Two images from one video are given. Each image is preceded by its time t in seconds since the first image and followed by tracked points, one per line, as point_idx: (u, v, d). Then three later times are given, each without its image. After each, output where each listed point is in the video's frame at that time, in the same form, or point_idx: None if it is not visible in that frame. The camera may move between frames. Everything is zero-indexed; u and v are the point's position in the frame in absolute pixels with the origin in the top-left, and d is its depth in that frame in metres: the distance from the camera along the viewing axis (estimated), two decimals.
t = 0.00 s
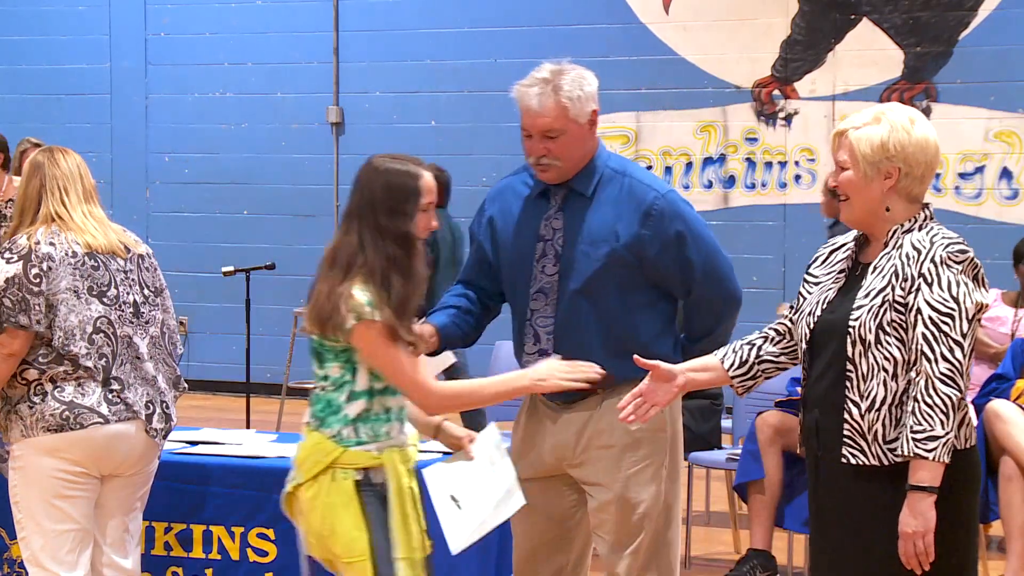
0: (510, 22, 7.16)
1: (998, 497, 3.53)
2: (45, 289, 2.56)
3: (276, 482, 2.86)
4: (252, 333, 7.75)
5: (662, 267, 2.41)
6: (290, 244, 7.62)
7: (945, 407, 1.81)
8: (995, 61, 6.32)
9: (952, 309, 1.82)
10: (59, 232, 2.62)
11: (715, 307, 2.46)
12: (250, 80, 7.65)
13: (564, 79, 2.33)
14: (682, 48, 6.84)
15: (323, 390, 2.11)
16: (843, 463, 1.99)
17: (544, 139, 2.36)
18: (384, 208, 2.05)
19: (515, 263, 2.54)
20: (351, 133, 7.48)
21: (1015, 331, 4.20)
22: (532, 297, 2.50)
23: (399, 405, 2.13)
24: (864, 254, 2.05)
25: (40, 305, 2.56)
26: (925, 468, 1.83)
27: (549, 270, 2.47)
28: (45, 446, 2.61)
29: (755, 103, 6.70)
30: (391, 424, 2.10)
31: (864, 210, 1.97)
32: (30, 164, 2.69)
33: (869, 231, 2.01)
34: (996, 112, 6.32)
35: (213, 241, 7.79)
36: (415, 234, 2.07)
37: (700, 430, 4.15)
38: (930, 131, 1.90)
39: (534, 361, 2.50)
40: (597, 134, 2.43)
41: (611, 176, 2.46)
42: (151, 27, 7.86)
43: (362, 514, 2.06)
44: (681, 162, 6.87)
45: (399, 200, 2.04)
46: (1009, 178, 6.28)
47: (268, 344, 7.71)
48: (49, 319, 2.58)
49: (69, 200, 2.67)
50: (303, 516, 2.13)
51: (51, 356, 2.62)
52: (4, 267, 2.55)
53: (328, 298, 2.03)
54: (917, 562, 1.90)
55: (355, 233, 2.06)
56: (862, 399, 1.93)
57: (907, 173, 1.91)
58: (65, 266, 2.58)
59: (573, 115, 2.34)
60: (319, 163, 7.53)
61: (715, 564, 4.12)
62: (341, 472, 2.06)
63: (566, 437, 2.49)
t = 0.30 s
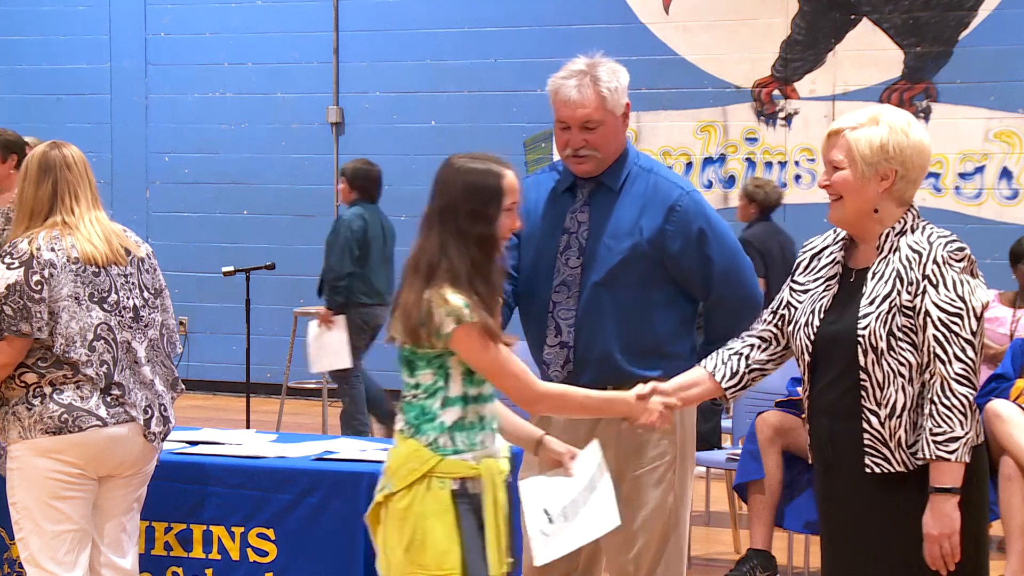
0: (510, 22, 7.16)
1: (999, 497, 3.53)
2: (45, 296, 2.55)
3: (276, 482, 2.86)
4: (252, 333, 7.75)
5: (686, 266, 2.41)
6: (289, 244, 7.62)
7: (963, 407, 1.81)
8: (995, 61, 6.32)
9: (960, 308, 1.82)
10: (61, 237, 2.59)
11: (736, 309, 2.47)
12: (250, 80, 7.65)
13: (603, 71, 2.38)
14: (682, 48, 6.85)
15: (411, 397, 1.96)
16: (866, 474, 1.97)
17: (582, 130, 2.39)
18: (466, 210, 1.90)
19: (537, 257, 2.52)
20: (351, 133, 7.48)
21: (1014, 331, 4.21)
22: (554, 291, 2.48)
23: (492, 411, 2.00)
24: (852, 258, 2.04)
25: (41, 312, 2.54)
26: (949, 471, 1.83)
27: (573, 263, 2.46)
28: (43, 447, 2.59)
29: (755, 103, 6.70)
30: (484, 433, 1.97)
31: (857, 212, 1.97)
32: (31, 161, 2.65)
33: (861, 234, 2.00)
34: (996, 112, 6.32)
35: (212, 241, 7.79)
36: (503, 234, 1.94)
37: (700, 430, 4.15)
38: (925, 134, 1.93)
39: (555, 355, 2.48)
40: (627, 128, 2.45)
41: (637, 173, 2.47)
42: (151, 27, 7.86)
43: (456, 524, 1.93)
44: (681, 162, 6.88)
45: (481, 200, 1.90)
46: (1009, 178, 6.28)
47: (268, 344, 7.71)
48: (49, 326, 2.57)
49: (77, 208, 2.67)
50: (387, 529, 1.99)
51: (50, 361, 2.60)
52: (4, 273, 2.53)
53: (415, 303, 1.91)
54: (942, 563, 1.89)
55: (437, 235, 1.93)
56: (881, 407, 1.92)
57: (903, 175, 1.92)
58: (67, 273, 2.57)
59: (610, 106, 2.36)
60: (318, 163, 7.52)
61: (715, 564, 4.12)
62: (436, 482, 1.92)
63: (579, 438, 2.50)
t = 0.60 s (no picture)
0: (510, 22, 7.16)
1: (998, 497, 3.54)
2: (41, 294, 2.55)
3: (277, 482, 2.86)
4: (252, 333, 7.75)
5: (701, 266, 2.41)
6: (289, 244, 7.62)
7: (975, 409, 1.82)
8: (995, 62, 6.32)
9: (970, 311, 1.83)
10: (58, 236, 2.60)
11: (751, 310, 2.46)
12: (250, 80, 7.65)
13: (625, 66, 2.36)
14: (682, 48, 6.85)
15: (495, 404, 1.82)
16: (871, 475, 1.97)
17: (604, 124, 2.37)
18: (554, 209, 1.74)
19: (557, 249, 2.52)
20: (351, 133, 7.47)
21: (1013, 331, 4.22)
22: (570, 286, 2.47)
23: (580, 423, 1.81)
24: (859, 258, 2.05)
25: (35, 311, 2.55)
26: (965, 473, 1.83)
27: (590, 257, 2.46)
28: (42, 448, 2.59)
29: (755, 102, 6.70)
30: (569, 445, 1.79)
31: (869, 213, 1.96)
32: (27, 162, 2.68)
33: (870, 235, 2.00)
34: (996, 112, 6.32)
35: (212, 241, 7.79)
36: (596, 238, 1.76)
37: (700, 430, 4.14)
38: (931, 132, 1.94)
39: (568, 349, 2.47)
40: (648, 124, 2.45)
41: (656, 172, 2.47)
42: (150, 27, 7.86)
43: (525, 539, 1.78)
44: (681, 162, 6.88)
45: (570, 200, 1.73)
46: (1009, 178, 6.28)
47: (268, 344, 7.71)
48: (45, 325, 2.57)
49: (79, 212, 2.68)
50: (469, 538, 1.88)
51: (48, 360, 2.60)
52: None
53: (490, 305, 1.76)
54: (963, 567, 1.87)
55: (523, 235, 1.77)
56: (888, 408, 1.92)
57: (913, 174, 1.93)
58: (62, 272, 2.57)
59: (632, 102, 2.35)
60: (318, 163, 7.53)
61: (714, 564, 4.12)
62: (508, 493, 1.78)
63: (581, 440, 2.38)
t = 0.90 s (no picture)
0: (510, 22, 7.16)
1: (998, 497, 3.53)
2: (31, 294, 2.55)
3: (276, 482, 2.86)
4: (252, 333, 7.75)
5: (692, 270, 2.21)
6: (289, 244, 7.62)
7: (966, 411, 1.83)
8: (995, 62, 6.32)
9: (969, 312, 1.84)
10: (48, 237, 2.60)
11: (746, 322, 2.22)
12: (250, 80, 7.65)
13: (620, 63, 2.30)
14: (682, 48, 6.85)
15: (644, 430, 1.67)
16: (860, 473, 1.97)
17: (577, 113, 2.30)
18: (705, 223, 1.57)
19: (551, 251, 2.39)
20: (351, 133, 7.47)
21: (1013, 331, 4.22)
22: (560, 283, 2.33)
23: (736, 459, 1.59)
24: (865, 254, 2.05)
25: (24, 311, 2.55)
26: (949, 473, 1.84)
27: (578, 257, 2.31)
28: (38, 450, 2.59)
29: (755, 102, 6.70)
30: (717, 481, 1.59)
31: (872, 210, 1.97)
32: (21, 165, 2.69)
33: (877, 234, 2.01)
34: (996, 112, 6.32)
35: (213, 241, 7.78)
36: (749, 255, 1.55)
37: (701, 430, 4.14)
38: (939, 133, 1.91)
39: (557, 348, 2.30)
40: (644, 131, 2.30)
41: (654, 172, 2.29)
42: (150, 27, 7.86)
43: None
44: (681, 162, 6.88)
45: (720, 214, 1.55)
46: (1009, 178, 6.28)
47: (268, 344, 7.72)
48: (37, 325, 2.57)
49: (76, 214, 2.67)
50: None
51: (41, 361, 2.60)
52: None
53: (641, 325, 1.62)
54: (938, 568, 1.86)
55: (676, 251, 1.61)
56: (881, 405, 1.93)
57: (916, 175, 1.91)
58: (51, 272, 2.56)
59: (608, 95, 2.26)
60: (318, 163, 7.52)
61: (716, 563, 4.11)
62: (648, 525, 1.60)
63: (573, 436, 2.28)
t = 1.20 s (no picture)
0: (510, 22, 7.16)
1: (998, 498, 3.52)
2: (24, 295, 2.55)
3: (276, 481, 2.86)
4: (252, 333, 7.75)
5: (664, 274, 2.16)
6: (289, 244, 7.62)
7: (955, 412, 2.01)
8: (995, 62, 6.32)
9: (956, 318, 1.99)
10: (42, 237, 2.59)
11: (717, 328, 2.17)
12: (250, 80, 7.65)
13: (615, 61, 2.26)
14: (682, 48, 6.85)
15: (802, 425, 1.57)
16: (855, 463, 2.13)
17: (572, 109, 2.28)
18: (875, 212, 1.47)
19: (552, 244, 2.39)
20: (351, 133, 7.47)
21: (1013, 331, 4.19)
22: (547, 280, 2.32)
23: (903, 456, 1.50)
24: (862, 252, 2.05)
25: (18, 313, 2.55)
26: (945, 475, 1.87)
27: (564, 254, 2.28)
28: (38, 450, 2.59)
29: (755, 102, 6.70)
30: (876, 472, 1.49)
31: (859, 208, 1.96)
32: (19, 162, 2.68)
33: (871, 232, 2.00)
34: (996, 112, 6.32)
35: (213, 241, 7.78)
36: (920, 249, 1.46)
37: (701, 431, 4.13)
38: (928, 137, 1.89)
39: (537, 343, 2.33)
40: (637, 131, 2.25)
41: (641, 174, 2.22)
42: (151, 28, 7.86)
43: None
44: (681, 162, 6.87)
45: (895, 204, 1.46)
46: (1009, 178, 6.28)
47: (268, 344, 7.72)
48: (32, 326, 2.57)
49: (76, 211, 2.66)
50: None
51: (38, 362, 2.59)
52: None
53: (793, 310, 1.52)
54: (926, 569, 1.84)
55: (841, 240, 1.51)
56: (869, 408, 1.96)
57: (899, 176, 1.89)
58: (45, 273, 2.56)
59: (598, 94, 2.23)
60: (318, 163, 7.52)
61: (715, 564, 4.11)
62: (835, 528, 1.49)
63: (559, 432, 2.30)
